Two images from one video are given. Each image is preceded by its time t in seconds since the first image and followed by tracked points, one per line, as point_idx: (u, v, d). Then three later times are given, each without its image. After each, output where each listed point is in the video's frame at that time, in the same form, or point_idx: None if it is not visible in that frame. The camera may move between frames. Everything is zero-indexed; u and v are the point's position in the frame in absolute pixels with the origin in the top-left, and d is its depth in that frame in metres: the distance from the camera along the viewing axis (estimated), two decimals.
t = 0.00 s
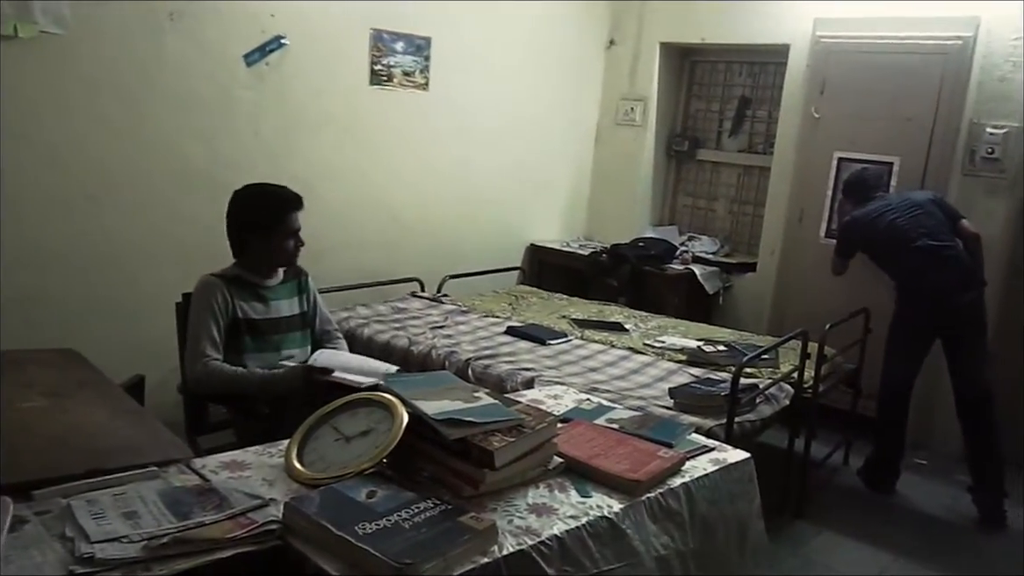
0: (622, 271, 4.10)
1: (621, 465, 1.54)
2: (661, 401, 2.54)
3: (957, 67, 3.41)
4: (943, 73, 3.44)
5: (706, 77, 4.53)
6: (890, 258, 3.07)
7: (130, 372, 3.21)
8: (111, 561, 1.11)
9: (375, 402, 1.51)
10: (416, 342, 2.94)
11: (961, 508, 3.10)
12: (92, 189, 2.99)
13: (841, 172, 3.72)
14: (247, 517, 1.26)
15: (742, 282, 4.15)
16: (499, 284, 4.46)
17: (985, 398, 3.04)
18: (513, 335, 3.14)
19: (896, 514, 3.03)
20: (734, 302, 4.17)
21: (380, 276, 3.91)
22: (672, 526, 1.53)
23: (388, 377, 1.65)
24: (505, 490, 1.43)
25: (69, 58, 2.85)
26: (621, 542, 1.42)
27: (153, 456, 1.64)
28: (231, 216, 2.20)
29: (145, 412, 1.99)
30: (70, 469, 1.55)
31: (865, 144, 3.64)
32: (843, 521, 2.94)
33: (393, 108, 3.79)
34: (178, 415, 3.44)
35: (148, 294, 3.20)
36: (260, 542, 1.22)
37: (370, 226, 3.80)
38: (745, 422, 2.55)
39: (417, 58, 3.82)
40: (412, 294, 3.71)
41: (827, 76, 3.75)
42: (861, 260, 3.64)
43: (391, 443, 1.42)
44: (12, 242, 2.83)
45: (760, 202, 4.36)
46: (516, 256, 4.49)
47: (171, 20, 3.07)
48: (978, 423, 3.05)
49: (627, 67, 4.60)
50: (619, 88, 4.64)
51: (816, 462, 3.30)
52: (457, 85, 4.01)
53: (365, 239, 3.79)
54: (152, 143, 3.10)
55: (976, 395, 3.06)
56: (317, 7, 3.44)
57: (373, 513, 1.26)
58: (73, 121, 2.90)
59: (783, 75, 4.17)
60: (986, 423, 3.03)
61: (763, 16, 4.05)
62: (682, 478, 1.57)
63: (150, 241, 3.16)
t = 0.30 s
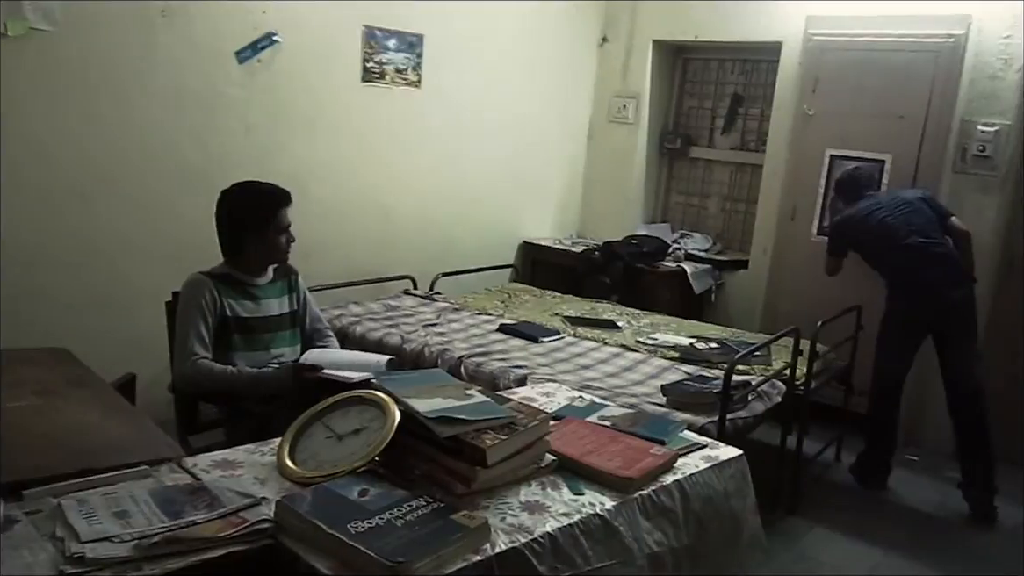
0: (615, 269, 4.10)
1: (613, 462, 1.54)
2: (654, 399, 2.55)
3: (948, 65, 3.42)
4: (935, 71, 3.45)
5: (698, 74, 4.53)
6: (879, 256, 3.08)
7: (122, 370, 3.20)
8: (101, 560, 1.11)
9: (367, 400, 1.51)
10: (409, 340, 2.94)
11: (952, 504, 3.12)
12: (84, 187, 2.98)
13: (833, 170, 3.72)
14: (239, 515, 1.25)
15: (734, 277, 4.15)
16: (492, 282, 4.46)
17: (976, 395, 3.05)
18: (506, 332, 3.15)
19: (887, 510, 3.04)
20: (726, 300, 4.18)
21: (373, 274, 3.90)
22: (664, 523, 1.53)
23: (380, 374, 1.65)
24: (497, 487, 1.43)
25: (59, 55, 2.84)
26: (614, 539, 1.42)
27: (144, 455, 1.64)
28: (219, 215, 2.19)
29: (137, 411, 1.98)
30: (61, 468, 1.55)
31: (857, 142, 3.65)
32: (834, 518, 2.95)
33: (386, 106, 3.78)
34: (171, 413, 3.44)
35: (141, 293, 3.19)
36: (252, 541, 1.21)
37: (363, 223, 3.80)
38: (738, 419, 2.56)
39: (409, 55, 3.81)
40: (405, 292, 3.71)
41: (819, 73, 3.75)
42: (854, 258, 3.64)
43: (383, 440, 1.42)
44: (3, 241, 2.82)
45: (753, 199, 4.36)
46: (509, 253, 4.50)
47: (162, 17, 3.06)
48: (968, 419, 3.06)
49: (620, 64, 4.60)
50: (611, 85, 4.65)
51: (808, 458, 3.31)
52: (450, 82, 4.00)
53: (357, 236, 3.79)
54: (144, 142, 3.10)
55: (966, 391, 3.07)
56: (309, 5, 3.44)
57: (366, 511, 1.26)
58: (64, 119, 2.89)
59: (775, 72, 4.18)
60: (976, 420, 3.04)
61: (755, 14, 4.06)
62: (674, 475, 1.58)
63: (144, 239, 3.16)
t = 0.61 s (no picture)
0: (608, 267, 4.10)
1: (606, 461, 1.54)
2: (647, 397, 2.55)
3: (940, 64, 3.43)
4: (927, 70, 3.46)
5: (692, 73, 4.54)
6: (871, 254, 3.08)
7: (114, 367, 3.19)
8: (92, 558, 1.10)
9: (360, 398, 1.50)
10: (402, 337, 2.93)
11: (944, 502, 3.13)
12: (78, 184, 2.97)
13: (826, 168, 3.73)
14: (232, 513, 1.25)
15: (726, 277, 4.16)
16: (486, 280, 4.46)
17: (967, 393, 3.06)
18: (499, 330, 3.14)
19: (879, 508, 3.05)
20: (719, 298, 4.19)
21: (366, 271, 3.89)
22: (658, 521, 1.53)
23: (373, 372, 1.65)
24: (491, 485, 1.43)
25: (52, 51, 2.82)
26: (607, 537, 1.42)
27: (136, 453, 1.63)
28: (211, 213, 2.18)
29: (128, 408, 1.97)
30: (52, 466, 1.54)
31: (849, 140, 3.65)
32: (826, 516, 2.96)
33: (379, 103, 3.78)
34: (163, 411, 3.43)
35: (136, 290, 3.19)
36: (245, 538, 1.21)
37: (356, 220, 3.79)
38: (731, 417, 2.56)
39: (403, 53, 3.81)
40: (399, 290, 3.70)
41: (812, 72, 3.76)
42: (848, 257, 3.65)
43: (376, 438, 1.41)
44: None
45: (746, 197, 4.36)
46: (502, 251, 4.49)
47: (154, 13, 3.04)
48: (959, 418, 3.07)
49: (613, 62, 4.60)
50: (605, 83, 4.65)
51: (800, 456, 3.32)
52: (443, 80, 4.00)
53: (350, 234, 3.78)
54: (138, 139, 3.08)
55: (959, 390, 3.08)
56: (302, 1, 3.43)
57: (359, 509, 1.26)
58: (58, 115, 2.88)
59: (769, 70, 4.18)
60: (968, 419, 3.05)
61: (749, 12, 4.06)
62: (668, 473, 1.58)
63: (137, 237, 3.15)
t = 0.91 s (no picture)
0: (604, 264, 4.15)
1: (603, 458, 1.54)
2: (643, 395, 2.56)
3: (936, 62, 3.46)
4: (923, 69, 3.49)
5: (688, 71, 4.53)
6: (866, 246, 3.05)
7: (109, 365, 3.18)
8: (87, 557, 1.10)
9: (357, 396, 1.50)
10: (399, 335, 2.93)
11: (938, 499, 3.14)
12: (76, 184, 2.97)
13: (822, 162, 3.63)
14: (227, 512, 1.25)
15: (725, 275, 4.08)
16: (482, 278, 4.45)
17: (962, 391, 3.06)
18: (496, 328, 3.14)
19: (874, 506, 3.06)
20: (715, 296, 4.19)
21: (362, 270, 3.89)
22: (653, 519, 1.53)
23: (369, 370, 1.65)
24: (487, 484, 1.43)
25: (47, 50, 2.82)
26: (603, 535, 1.42)
27: (132, 451, 1.63)
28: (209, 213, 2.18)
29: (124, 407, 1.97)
30: (47, 465, 1.54)
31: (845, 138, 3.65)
32: (822, 514, 2.97)
33: (374, 101, 3.77)
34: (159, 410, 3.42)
35: (132, 288, 3.18)
36: (241, 537, 1.21)
37: (352, 218, 3.79)
38: (726, 415, 2.57)
39: (399, 50, 3.81)
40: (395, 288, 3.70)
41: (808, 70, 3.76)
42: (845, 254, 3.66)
43: (372, 436, 1.41)
44: None
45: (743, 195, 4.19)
46: (498, 248, 4.49)
47: (148, 10, 3.03)
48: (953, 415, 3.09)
49: (609, 60, 4.61)
50: (601, 81, 4.65)
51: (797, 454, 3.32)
52: (439, 77, 4.00)
53: (345, 232, 3.77)
54: (134, 137, 3.08)
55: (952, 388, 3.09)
56: None
57: (355, 507, 1.26)
58: (55, 115, 2.88)
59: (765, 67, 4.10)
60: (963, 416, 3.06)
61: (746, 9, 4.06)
62: (664, 471, 1.58)
63: (134, 236, 3.15)
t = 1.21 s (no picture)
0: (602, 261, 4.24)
1: (600, 458, 1.54)
2: (640, 394, 2.56)
3: (932, 62, 3.43)
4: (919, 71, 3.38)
5: (685, 70, 4.52)
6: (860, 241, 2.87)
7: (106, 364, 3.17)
8: (84, 555, 1.10)
9: (354, 394, 1.50)
10: (396, 334, 2.92)
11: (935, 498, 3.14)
12: (75, 184, 2.98)
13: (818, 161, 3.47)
14: (224, 510, 1.25)
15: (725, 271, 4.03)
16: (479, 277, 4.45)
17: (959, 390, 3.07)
18: (493, 327, 3.14)
19: (872, 505, 3.06)
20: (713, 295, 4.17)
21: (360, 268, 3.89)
22: (649, 517, 1.54)
23: (367, 369, 1.64)
24: (484, 483, 1.43)
25: (44, 50, 2.84)
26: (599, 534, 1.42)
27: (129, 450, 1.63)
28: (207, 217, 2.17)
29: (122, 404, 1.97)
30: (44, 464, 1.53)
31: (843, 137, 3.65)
32: (819, 513, 2.97)
33: (373, 99, 3.77)
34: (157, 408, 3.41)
35: (133, 286, 3.13)
36: (238, 535, 1.21)
37: (349, 217, 3.78)
38: (724, 414, 2.57)
39: (396, 48, 3.85)
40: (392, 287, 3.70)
41: (805, 70, 3.76)
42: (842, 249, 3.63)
43: (370, 436, 1.41)
44: None
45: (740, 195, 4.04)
46: (497, 247, 4.49)
47: (146, 9, 3.04)
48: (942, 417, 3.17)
49: (606, 59, 4.65)
50: (599, 80, 4.67)
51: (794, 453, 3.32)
52: (439, 75, 4.01)
53: (343, 231, 3.77)
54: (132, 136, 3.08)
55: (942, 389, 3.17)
56: None
57: (352, 506, 1.26)
58: (52, 115, 2.89)
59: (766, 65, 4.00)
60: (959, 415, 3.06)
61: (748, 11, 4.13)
62: (661, 470, 1.58)
63: (136, 235, 3.11)
